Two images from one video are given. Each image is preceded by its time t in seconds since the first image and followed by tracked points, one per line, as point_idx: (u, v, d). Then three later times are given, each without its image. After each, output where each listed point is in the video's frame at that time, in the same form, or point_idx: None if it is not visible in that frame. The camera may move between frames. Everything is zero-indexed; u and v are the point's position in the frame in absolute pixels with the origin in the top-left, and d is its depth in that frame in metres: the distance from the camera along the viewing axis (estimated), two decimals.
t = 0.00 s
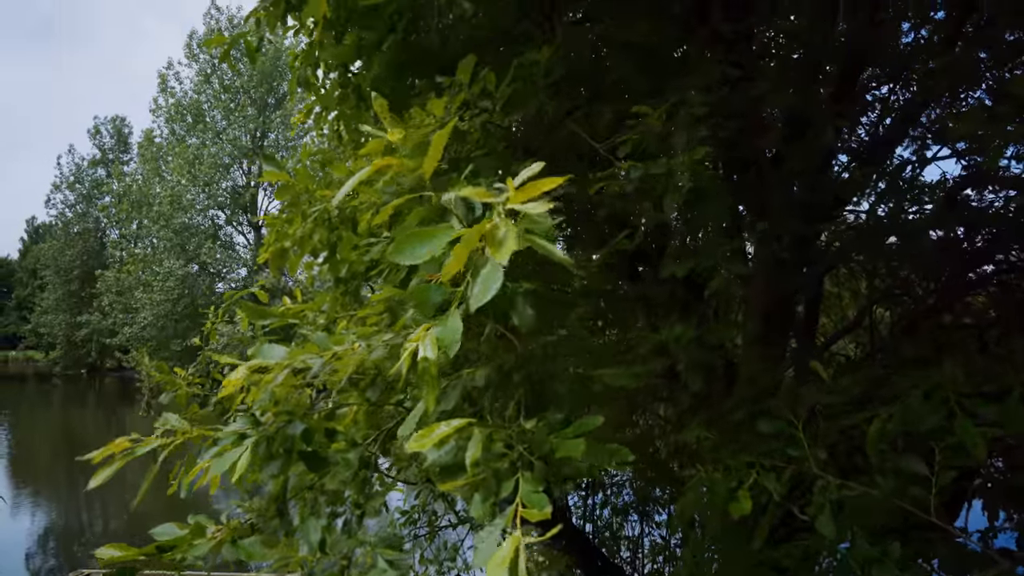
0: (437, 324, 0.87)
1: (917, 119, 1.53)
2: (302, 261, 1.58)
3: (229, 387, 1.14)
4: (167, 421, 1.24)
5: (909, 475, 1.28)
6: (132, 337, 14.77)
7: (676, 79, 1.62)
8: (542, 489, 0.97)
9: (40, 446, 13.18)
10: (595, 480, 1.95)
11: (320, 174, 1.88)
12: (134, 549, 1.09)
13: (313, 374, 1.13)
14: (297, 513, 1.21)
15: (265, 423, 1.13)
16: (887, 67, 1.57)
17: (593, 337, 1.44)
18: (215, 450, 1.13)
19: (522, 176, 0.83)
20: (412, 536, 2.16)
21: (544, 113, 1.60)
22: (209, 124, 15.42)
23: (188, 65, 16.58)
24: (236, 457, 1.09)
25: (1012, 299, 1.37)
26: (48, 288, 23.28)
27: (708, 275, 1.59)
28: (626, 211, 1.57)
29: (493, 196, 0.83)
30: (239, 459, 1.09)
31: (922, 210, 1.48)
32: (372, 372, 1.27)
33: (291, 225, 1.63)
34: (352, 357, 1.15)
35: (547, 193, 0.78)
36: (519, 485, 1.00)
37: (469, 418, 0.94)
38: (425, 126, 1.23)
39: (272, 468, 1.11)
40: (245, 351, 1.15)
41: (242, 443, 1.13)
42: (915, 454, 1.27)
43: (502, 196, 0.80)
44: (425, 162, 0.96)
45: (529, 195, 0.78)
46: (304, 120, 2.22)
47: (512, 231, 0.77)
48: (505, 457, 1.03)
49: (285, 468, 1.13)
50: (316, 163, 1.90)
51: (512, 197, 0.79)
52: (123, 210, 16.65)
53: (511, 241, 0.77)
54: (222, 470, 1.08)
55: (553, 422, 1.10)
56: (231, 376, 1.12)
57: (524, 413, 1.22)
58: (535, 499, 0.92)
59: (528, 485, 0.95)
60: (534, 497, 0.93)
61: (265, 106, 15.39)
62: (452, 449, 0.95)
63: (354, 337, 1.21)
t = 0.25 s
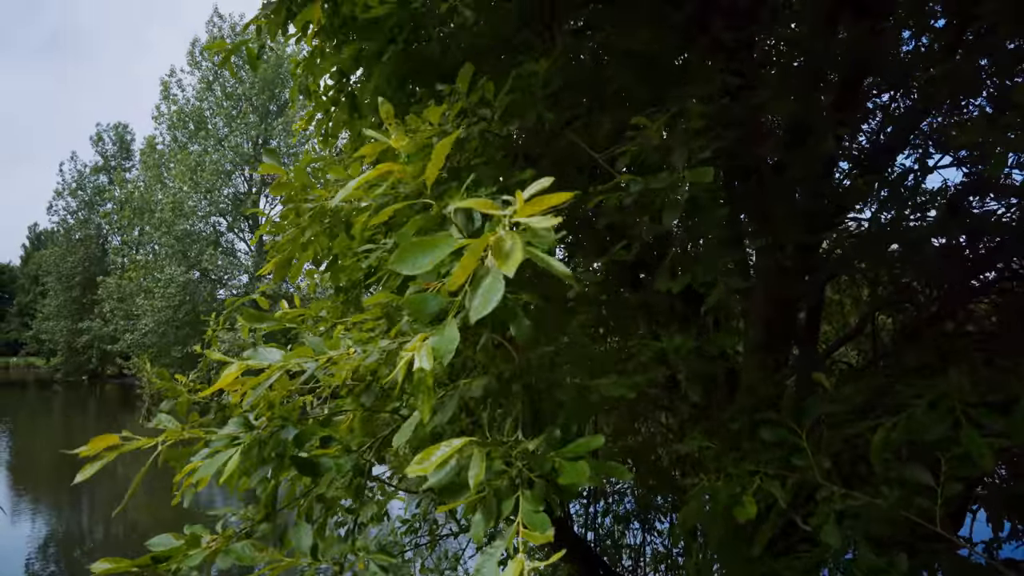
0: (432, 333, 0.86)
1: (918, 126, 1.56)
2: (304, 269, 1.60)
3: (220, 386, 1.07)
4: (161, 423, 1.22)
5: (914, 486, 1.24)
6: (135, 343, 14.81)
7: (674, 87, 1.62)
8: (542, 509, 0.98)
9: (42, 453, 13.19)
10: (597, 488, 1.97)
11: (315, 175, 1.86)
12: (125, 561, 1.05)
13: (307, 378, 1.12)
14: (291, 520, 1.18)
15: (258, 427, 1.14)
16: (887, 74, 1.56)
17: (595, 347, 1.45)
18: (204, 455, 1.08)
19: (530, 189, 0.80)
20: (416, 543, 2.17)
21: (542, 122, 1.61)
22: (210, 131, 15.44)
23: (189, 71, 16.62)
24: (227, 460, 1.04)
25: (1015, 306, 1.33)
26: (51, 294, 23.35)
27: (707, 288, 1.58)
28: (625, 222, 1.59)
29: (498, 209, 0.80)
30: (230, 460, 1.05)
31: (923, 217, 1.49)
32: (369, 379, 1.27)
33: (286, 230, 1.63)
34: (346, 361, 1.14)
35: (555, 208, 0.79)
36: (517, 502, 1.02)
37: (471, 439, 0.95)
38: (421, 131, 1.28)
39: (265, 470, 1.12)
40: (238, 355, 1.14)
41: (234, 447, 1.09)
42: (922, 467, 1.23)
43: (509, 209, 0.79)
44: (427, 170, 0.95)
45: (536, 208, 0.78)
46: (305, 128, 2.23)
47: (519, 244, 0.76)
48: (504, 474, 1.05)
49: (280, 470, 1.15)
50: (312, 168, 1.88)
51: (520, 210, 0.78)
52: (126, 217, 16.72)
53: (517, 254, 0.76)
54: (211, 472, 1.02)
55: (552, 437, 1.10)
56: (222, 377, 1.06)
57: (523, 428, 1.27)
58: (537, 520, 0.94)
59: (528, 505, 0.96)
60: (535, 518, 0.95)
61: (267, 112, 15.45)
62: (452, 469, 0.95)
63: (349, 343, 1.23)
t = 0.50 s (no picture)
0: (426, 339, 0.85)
1: (919, 133, 1.55)
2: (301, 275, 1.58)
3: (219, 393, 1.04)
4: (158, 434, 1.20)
5: (918, 496, 1.24)
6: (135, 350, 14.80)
7: (674, 96, 1.62)
8: (536, 510, 0.97)
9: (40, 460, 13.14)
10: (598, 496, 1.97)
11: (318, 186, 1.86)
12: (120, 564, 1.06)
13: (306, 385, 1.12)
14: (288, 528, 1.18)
15: (257, 436, 1.14)
16: (889, 82, 1.55)
17: (595, 355, 1.45)
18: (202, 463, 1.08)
19: (520, 195, 0.81)
20: (415, 553, 2.15)
21: (542, 129, 1.59)
22: (213, 138, 15.50)
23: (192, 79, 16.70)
24: (227, 469, 1.04)
25: (1017, 315, 1.35)
26: (52, 302, 23.43)
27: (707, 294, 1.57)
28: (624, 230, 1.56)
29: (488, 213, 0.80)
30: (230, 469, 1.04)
31: (925, 222, 1.47)
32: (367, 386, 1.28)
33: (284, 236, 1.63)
34: (346, 369, 1.14)
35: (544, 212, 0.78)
36: (512, 506, 1.00)
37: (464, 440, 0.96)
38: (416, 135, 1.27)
39: (264, 481, 1.14)
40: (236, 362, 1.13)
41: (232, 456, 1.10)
42: (923, 474, 1.24)
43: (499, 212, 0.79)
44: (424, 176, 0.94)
45: (526, 212, 0.78)
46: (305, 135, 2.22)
47: (509, 248, 0.76)
48: (498, 476, 1.05)
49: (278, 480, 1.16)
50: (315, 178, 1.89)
51: (510, 214, 0.78)
52: (127, 224, 16.75)
53: (506, 258, 0.76)
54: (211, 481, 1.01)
55: (547, 440, 1.08)
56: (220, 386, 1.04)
57: (519, 431, 1.25)
58: (530, 521, 0.91)
59: (521, 504, 0.95)
60: (528, 519, 0.92)
61: (268, 120, 15.51)
62: (445, 468, 1.00)
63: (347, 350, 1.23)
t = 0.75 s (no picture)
0: (425, 346, 0.84)
1: (920, 140, 1.53)
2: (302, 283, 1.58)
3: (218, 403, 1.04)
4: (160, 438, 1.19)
5: (923, 507, 1.24)
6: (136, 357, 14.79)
7: (675, 104, 1.62)
8: (537, 525, 0.95)
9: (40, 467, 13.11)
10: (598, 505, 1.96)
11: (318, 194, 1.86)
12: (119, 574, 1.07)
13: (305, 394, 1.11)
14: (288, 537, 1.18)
15: (255, 444, 1.14)
16: (889, 91, 1.55)
17: (596, 363, 1.44)
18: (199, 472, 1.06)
19: (514, 191, 0.82)
20: (415, 562, 2.14)
21: (544, 139, 1.61)
22: (215, 145, 15.54)
23: (194, 87, 16.76)
24: (225, 476, 1.03)
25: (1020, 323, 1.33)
26: (54, 309, 23.46)
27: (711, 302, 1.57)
28: (626, 238, 1.59)
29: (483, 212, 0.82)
30: (228, 477, 1.04)
31: (926, 230, 1.48)
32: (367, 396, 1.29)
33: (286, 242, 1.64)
34: (347, 379, 1.13)
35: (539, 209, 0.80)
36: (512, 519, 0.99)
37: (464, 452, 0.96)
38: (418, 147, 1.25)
39: (261, 490, 1.15)
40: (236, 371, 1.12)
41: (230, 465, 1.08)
42: (927, 485, 1.23)
43: (494, 210, 0.81)
44: (423, 182, 0.94)
45: (521, 210, 0.79)
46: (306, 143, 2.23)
47: (503, 245, 0.78)
48: (500, 489, 1.04)
49: (275, 489, 1.18)
50: (315, 185, 1.89)
51: (504, 212, 0.80)
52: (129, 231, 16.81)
53: (501, 253, 0.79)
54: (208, 489, 1.01)
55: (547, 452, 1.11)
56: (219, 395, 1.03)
57: (520, 443, 1.23)
58: (531, 536, 0.89)
59: (524, 518, 0.94)
60: (529, 534, 0.90)
61: (270, 127, 15.58)
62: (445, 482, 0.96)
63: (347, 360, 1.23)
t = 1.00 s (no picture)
0: (431, 362, 0.84)
1: (922, 148, 1.54)
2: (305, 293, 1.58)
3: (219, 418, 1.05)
4: (157, 457, 1.17)
5: (929, 520, 1.24)
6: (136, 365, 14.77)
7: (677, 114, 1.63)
8: (542, 542, 0.94)
9: (39, 476, 13.08)
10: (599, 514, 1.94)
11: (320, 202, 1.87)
12: None
13: (306, 408, 1.11)
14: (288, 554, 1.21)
15: (257, 460, 1.12)
16: (890, 100, 1.55)
17: (598, 374, 1.43)
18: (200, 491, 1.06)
19: (530, 217, 0.80)
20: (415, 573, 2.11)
21: (546, 149, 1.62)
22: (217, 153, 15.57)
23: (197, 94, 16.82)
24: (225, 495, 1.04)
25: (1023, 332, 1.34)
26: (55, 316, 23.47)
27: (715, 314, 1.54)
28: (629, 252, 1.56)
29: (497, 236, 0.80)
30: (228, 497, 1.04)
31: (927, 238, 1.49)
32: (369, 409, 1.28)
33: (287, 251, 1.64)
34: (348, 393, 1.13)
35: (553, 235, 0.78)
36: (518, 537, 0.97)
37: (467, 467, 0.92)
38: (421, 156, 1.23)
39: (264, 505, 1.14)
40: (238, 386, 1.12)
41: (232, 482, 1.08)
42: (933, 497, 1.23)
43: (507, 236, 0.79)
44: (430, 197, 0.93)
45: (534, 234, 0.78)
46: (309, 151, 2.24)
47: (518, 270, 0.76)
48: (505, 505, 1.01)
49: (278, 503, 1.17)
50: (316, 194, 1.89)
51: (518, 236, 0.78)
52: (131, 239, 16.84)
53: (517, 279, 0.75)
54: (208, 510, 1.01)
55: (554, 469, 1.07)
56: (219, 411, 1.04)
57: (525, 458, 1.19)
58: (537, 555, 0.88)
59: (529, 536, 0.93)
60: (535, 553, 0.89)
61: (271, 135, 15.63)
62: (451, 498, 0.94)
63: (350, 372, 1.22)
